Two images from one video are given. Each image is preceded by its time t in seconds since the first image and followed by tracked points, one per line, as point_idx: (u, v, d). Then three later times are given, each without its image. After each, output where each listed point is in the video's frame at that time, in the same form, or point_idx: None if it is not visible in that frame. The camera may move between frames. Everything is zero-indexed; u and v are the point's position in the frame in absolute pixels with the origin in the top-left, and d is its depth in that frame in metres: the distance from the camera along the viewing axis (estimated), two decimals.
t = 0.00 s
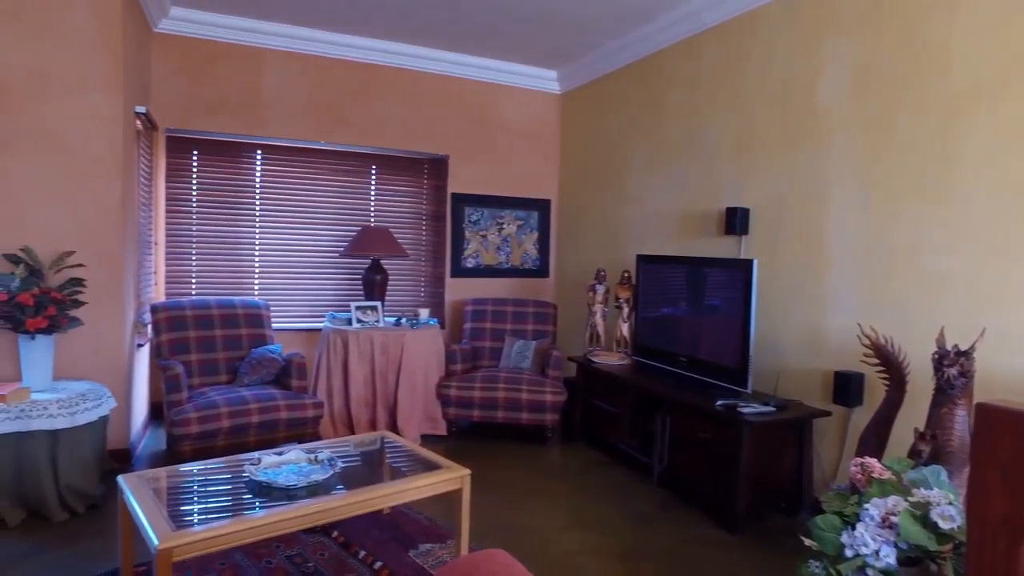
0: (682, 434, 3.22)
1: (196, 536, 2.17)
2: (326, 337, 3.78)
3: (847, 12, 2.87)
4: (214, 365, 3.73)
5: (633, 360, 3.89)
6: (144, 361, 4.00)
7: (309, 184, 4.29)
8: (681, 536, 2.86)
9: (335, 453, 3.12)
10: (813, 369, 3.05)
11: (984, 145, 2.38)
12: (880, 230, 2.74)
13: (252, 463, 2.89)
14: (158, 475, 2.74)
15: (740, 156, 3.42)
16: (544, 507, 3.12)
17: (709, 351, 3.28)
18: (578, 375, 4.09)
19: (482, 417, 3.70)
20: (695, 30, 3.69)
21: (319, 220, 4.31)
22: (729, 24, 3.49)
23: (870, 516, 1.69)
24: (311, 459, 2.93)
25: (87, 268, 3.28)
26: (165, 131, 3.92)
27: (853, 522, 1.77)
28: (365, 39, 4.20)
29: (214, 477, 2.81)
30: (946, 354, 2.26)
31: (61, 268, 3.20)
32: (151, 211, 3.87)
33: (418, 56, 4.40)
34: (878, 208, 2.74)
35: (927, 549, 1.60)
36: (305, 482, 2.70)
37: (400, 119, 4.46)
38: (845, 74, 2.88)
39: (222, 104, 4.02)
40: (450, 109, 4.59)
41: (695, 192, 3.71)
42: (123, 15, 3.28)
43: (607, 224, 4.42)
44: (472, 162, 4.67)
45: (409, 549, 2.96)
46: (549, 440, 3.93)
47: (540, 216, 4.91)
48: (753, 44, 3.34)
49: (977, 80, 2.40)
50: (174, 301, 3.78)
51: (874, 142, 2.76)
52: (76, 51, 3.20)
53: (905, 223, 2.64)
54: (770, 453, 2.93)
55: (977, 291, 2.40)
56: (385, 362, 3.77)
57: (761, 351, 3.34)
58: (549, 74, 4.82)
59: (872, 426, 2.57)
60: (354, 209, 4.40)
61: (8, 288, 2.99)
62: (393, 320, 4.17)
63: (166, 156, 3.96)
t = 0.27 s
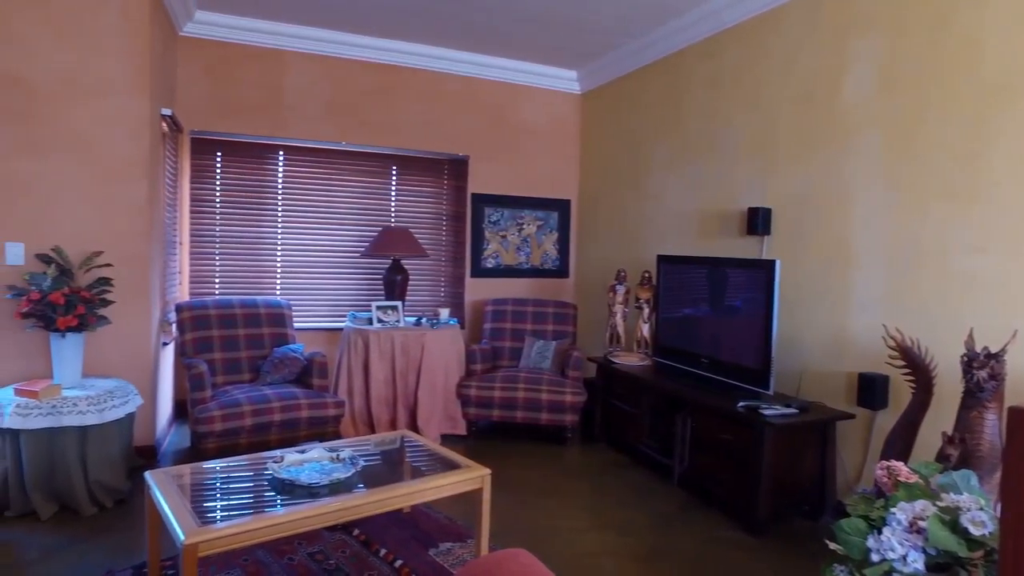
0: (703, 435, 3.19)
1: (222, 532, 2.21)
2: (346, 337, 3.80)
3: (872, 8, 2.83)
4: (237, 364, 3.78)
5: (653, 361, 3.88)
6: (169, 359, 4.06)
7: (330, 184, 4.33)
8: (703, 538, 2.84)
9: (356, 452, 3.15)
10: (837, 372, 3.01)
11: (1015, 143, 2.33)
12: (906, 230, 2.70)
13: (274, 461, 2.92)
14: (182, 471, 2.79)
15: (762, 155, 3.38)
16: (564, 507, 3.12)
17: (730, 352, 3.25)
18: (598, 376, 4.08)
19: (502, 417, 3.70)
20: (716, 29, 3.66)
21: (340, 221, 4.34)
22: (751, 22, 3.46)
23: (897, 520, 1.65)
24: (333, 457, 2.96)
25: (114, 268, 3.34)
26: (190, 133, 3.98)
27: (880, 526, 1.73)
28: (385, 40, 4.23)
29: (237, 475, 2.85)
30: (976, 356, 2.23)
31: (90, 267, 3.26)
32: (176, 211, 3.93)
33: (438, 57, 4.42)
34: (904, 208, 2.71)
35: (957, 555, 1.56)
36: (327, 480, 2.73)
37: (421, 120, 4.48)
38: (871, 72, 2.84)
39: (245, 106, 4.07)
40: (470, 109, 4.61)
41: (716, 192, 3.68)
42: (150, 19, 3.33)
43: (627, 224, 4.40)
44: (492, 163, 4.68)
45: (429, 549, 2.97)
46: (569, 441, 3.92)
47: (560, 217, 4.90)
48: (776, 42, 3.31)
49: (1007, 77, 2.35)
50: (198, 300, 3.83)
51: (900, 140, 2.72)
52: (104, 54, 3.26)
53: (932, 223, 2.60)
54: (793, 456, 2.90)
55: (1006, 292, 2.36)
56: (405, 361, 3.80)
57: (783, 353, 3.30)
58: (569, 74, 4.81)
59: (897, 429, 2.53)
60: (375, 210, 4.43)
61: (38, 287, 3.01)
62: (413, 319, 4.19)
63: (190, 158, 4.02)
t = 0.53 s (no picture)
0: (724, 437, 3.17)
1: (247, 529, 2.24)
2: (367, 336, 3.83)
3: (898, 5, 2.79)
4: (259, 363, 3.82)
5: (673, 362, 3.87)
6: (194, 358, 4.12)
7: (351, 185, 4.36)
8: (724, 540, 2.82)
9: (377, 451, 3.17)
10: (861, 374, 2.97)
11: None
12: (932, 230, 2.66)
13: (297, 459, 2.95)
14: (206, 468, 2.83)
15: (785, 154, 3.35)
16: (584, 508, 3.11)
17: (752, 354, 3.23)
18: (618, 377, 4.07)
19: (522, 417, 3.71)
20: (738, 27, 3.64)
21: (361, 221, 4.38)
22: (773, 20, 3.42)
23: (925, 523, 1.40)
24: (355, 456, 2.98)
25: (141, 268, 3.39)
26: (214, 134, 4.04)
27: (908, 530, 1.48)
28: (406, 42, 4.26)
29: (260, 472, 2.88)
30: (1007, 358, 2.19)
31: (117, 267, 3.31)
32: (200, 212, 3.98)
33: (458, 58, 4.43)
34: (931, 207, 2.66)
35: (989, 562, 1.34)
36: (350, 479, 2.75)
37: (441, 120, 4.50)
38: (897, 69, 2.80)
39: (268, 108, 4.12)
40: (489, 110, 4.62)
41: (737, 192, 3.65)
42: (175, 23, 3.39)
43: (648, 224, 4.39)
44: (512, 163, 4.69)
45: (449, 547, 2.99)
46: (589, 441, 3.92)
47: (580, 217, 4.89)
48: (799, 40, 3.27)
49: None
50: (221, 299, 3.88)
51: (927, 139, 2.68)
52: (131, 58, 3.31)
53: (960, 223, 2.56)
54: (816, 458, 2.87)
55: None
56: (425, 361, 3.81)
57: (806, 354, 3.27)
58: (589, 74, 4.80)
59: (925, 432, 2.50)
60: (395, 210, 4.45)
61: (68, 286, 3.08)
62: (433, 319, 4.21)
63: (214, 159, 4.07)
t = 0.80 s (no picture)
0: (746, 438, 3.15)
1: (273, 524, 2.27)
2: (388, 336, 3.87)
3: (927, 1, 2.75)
4: (282, 361, 3.87)
5: (695, 363, 3.85)
6: (218, 356, 4.17)
7: (373, 186, 4.40)
8: (746, 542, 2.80)
9: (399, 449, 3.19)
10: (887, 376, 2.93)
11: None
12: (961, 229, 2.62)
13: (320, 457, 2.98)
14: (231, 465, 2.87)
15: (809, 153, 3.32)
16: (605, 508, 3.11)
17: (774, 355, 3.20)
18: (639, 377, 4.06)
19: (542, 417, 3.72)
20: (762, 26, 3.61)
21: (381, 221, 4.41)
22: (798, 18, 3.39)
23: (954, 527, 1.31)
24: (377, 454, 3.01)
25: (167, 267, 3.45)
26: (238, 135, 4.09)
27: (938, 535, 1.39)
28: (427, 43, 4.28)
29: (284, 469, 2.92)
30: None
31: (144, 267, 3.37)
32: (224, 213, 4.04)
33: (479, 58, 4.45)
34: (960, 206, 2.62)
35: None
36: (372, 476, 2.77)
37: (461, 121, 4.52)
38: (925, 67, 2.76)
39: (291, 109, 4.16)
40: (510, 110, 4.63)
41: (760, 192, 3.63)
42: (201, 27, 3.44)
43: (669, 224, 4.37)
44: (532, 163, 4.69)
45: (470, 546, 3.00)
46: (609, 442, 3.91)
47: (600, 217, 4.88)
48: (824, 38, 3.24)
49: None
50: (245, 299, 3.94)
51: (956, 137, 2.64)
52: (159, 61, 3.37)
53: (990, 222, 2.52)
54: (840, 461, 2.84)
55: None
56: (446, 361, 3.83)
57: (830, 356, 3.23)
58: (609, 74, 4.80)
59: (953, 435, 2.46)
60: (416, 210, 4.48)
61: (98, 285, 3.14)
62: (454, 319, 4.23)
63: (239, 160, 4.13)
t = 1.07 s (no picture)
0: (769, 441, 3.12)
1: (299, 521, 2.29)
2: (410, 335, 3.89)
3: None
4: (305, 360, 3.91)
5: (716, 364, 3.82)
6: (241, 355, 4.23)
7: (394, 186, 4.42)
8: (769, 545, 2.77)
9: (420, 448, 3.20)
10: (914, 378, 2.89)
11: None
12: (992, 229, 2.58)
13: (342, 456, 3.00)
14: (255, 461, 2.90)
15: (833, 153, 3.28)
16: (626, 509, 3.10)
17: (798, 357, 3.17)
18: (660, 378, 4.04)
19: (563, 417, 3.72)
20: (785, 24, 3.58)
21: (403, 222, 4.44)
22: (822, 16, 3.36)
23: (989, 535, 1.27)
24: (399, 453, 3.03)
25: (193, 267, 3.50)
26: (262, 137, 4.14)
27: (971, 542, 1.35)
28: (448, 44, 4.30)
29: (307, 467, 2.94)
30: None
31: (171, 267, 3.42)
32: (248, 213, 4.09)
33: (500, 59, 4.46)
34: (990, 206, 2.58)
35: None
36: (395, 475, 2.79)
37: (482, 121, 4.53)
38: (954, 64, 2.72)
39: (314, 110, 4.20)
40: (530, 111, 4.63)
41: (783, 192, 3.59)
42: (226, 30, 3.49)
43: (691, 224, 4.34)
44: (552, 163, 4.69)
45: (491, 546, 3.00)
46: (630, 443, 3.90)
47: (621, 217, 4.87)
48: (849, 36, 3.20)
49: None
50: (268, 298, 3.98)
51: (986, 136, 2.60)
52: (185, 64, 3.42)
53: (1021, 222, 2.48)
54: (865, 464, 2.80)
55: None
56: (467, 360, 3.84)
57: (855, 358, 3.19)
58: (630, 73, 4.78)
59: (984, 439, 2.42)
60: (436, 211, 4.50)
61: (127, 285, 3.20)
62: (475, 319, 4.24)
63: (262, 161, 4.18)
